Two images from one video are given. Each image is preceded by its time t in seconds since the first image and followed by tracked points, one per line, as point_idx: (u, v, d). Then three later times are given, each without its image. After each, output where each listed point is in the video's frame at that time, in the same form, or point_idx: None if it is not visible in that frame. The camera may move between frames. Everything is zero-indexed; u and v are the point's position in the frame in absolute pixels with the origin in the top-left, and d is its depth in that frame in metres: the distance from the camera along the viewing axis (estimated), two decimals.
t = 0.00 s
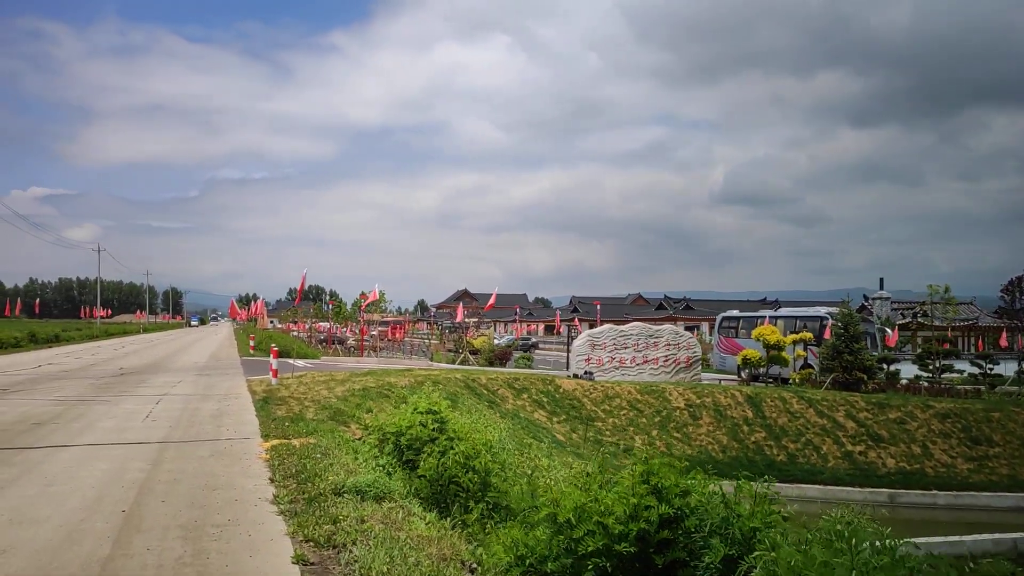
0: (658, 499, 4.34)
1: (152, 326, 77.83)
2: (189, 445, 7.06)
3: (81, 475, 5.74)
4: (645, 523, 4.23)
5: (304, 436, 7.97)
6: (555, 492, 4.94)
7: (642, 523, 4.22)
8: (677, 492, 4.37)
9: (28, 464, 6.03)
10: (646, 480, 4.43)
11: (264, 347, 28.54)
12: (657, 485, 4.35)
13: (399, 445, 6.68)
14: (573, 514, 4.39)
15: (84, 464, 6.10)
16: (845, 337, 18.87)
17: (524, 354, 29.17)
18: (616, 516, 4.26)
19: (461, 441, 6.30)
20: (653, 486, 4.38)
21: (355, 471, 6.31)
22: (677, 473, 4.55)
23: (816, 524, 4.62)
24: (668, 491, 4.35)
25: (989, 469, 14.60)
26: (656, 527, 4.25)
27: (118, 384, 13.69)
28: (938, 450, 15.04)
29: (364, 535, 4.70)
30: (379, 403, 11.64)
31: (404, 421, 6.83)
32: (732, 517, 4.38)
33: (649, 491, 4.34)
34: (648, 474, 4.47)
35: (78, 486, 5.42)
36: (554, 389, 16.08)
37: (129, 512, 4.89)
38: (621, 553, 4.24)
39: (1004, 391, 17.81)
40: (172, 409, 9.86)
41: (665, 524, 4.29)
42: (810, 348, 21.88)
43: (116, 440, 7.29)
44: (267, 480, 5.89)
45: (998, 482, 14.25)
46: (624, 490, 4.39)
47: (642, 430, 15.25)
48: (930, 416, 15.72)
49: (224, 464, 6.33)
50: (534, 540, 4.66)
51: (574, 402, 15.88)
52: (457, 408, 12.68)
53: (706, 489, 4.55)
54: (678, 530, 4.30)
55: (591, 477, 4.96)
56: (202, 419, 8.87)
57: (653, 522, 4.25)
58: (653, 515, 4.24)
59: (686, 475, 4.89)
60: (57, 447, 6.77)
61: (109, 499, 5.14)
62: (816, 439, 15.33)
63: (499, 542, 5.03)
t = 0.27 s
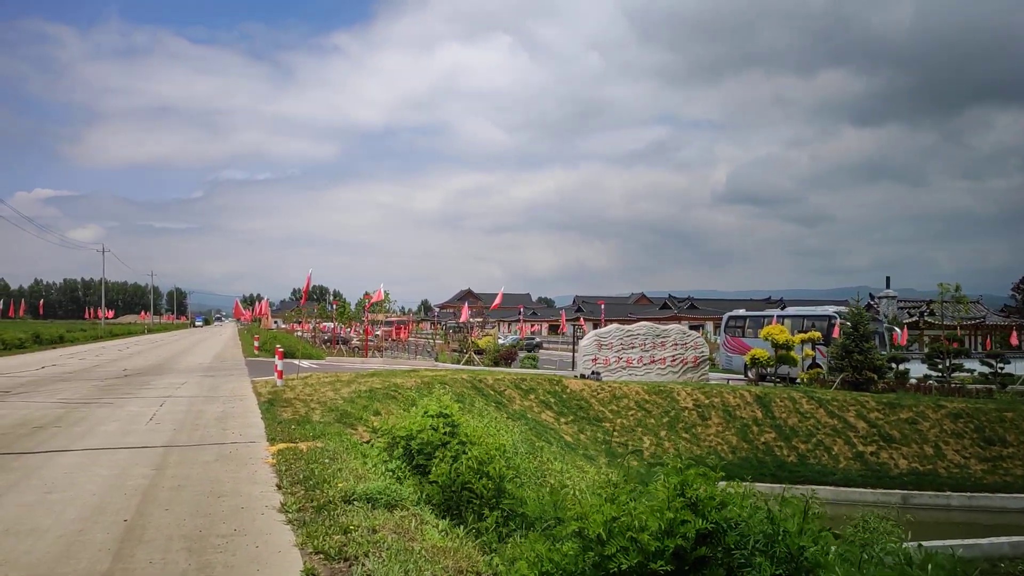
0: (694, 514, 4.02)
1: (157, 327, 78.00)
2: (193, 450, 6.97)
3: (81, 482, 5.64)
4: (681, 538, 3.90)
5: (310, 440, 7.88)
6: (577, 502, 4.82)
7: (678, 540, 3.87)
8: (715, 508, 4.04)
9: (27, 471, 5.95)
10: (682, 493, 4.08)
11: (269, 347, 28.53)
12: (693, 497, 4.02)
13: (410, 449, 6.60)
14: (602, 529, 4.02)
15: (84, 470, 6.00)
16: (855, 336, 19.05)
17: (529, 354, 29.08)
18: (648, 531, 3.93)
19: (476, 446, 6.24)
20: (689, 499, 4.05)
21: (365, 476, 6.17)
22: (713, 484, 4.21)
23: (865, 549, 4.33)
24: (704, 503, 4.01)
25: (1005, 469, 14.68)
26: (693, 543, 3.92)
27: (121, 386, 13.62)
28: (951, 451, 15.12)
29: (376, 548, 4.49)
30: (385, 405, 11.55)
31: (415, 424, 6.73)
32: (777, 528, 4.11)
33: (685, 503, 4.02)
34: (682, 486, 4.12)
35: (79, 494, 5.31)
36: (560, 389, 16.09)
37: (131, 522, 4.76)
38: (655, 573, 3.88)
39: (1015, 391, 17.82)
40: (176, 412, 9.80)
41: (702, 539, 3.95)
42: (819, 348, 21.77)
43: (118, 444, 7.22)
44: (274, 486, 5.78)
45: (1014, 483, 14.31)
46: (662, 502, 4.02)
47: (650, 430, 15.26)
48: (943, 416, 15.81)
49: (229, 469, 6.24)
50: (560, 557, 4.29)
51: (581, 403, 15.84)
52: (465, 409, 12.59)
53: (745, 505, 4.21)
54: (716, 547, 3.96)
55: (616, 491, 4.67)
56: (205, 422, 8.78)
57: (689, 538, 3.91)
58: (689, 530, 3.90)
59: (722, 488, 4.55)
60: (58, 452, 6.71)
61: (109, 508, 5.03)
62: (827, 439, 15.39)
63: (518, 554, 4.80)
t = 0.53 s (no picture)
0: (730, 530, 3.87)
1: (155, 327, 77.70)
2: (189, 452, 6.85)
3: (71, 486, 5.51)
4: (718, 556, 3.74)
5: (309, 441, 7.78)
6: (598, 514, 4.71)
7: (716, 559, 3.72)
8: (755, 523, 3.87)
9: (16, 474, 5.80)
10: (716, 506, 3.98)
11: (267, 346, 28.35)
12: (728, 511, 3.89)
13: (414, 452, 6.55)
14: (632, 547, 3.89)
15: (76, 474, 5.87)
16: (861, 334, 19.10)
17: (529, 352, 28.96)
18: (683, 549, 3.79)
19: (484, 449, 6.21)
20: (724, 513, 3.91)
21: (368, 480, 6.02)
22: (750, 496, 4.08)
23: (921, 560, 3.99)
24: (740, 517, 3.85)
25: (1013, 470, 14.87)
26: (730, 561, 3.76)
27: (118, 385, 13.45)
28: (959, 451, 15.26)
29: (383, 557, 4.39)
30: (387, 404, 11.45)
31: (420, 427, 6.69)
32: (830, 544, 3.72)
33: (718, 518, 3.88)
34: (717, 498, 3.99)
35: (68, 500, 5.15)
36: (563, 388, 16.04)
37: (122, 530, 4.60)
38: None
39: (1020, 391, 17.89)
40: (172, 412, 9.66)
41: (739, 557, 3.78)
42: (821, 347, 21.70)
43: (112, 446, 7.09)
44: (273, 491, 5.65)
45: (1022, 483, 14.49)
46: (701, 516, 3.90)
47: (653, 430, 15.21)
48: (951, 416, 15.96)
49: (225, 473, 6.10)
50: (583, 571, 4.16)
51: (584, 403, 15.79)
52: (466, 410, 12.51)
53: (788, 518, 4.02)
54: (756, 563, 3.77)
55: (641, 505, 4.64)
56: (201, 423, 8.63)
57: (725, 555, 3.76)
58: (726, 547, 3.75)
59: (758, 499, 4.41)
60: (51, 454, 6.59)
61: (101, 513, 4.90)
62: (833, 439, 15.48)
63: (531, 563, 4.73)
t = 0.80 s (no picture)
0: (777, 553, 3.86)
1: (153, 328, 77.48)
2: (188, 459, 6.74)
3: (67, 495, 5.39)
4: None
5: (312, 447, 7.65)
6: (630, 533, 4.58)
7: None
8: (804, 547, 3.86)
9: (9, 482, 5.68)
10: (764, 530, 3.97)
11: (266, 348, 28.22)
12: (777, 535, 3.86)
13: (422, 459, 6.42)
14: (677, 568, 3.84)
15: (71, 482, 5.75)
16: (868, 338, 19.02)
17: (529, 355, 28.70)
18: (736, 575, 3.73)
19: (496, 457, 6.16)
20: (772, 537, 3.89)
21: (375, 491, 5.83)
22: (798, 519, 4.07)
23: None
24: (790, 541, 3.84)
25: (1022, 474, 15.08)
26: None
27: (116, 388, 13.33)
28: (968, 455, 15.54)
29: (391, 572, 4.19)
30: (389, 408, 11.34)
31: (428, 435, 6.57)
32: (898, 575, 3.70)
33: (769, 538, 3.89)
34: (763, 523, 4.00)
35: (62, 510, 5.02)
36: (566, 391, 16.14)
37: (118, 543, 4.45)
38: None
39: None
40: (171, 416, 9.56)
41: None
42: (827, 349, 21.65)
43: (110, 452, 6.99)
44: (277, 499, 5.53)
45: None
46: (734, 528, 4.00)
47: (658, 434, 15.31)
48: (959, 419, 16.30)
49: (227, 481, 5.98)
50: None
51: (587, 405, 15.85)
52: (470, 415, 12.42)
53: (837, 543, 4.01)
54: None
55: (675, 525, 4.56)
56: (199, 428, 8.54)
57: None
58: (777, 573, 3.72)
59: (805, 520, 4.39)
60: (45, 461, 6.47)
61: (97, 524, 4.77)
62: (840, 444, 15.66)
63: None
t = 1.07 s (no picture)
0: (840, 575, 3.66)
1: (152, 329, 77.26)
2: (189, 464, 6.62)
3: (64, 504, 5.27)
4: None
5: (317, 453, 7.51)
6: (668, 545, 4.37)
7: None
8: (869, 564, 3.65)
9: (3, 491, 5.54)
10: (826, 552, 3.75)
11: (266, 348, 28.09)
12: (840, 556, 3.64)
13: (432, 465, 6.26)
14: None
15: (68, 490, 5.61)
16: (875, 338, 19.18)
17: (531, 355, 28.58)
18: None
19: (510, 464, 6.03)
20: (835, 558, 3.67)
21: (386, 502, 5.64)
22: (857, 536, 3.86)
23: None
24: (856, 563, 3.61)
25: None
26: None
27: (116, 390, 13.18)
28: (978, 458, 15.75)
29: None
30: (393, 411, 11.22)
31: (437, 441, 6.42)
32: None
33: (831, 563, 3.66)
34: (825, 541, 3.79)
35: (58, 521, 4.87)
36: (571, 392, 16.16)
37: (118, 557, 4.29)
38: None
39: None
40: (171, 419, 9.45)
41: None
42: (832, 349, 21.57)
43: (109, 457, 6.88)
44: (283, 508, 5.39)
45: None
46: (804, 553, 3.76)
47: (665, 436, 15.38)
48: (968, 422, 16.51)
49: (230, 488, 5.86)
50: None
51: (592, 406, 15.87)
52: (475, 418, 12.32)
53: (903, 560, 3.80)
54: None
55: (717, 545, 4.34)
56: (200, 431, 8.43)
57: None
58: None
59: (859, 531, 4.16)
60: (41, 467, 6.33)
61: (96, 535, 4.64)
62: (849, 446, 15.81)
63: None
